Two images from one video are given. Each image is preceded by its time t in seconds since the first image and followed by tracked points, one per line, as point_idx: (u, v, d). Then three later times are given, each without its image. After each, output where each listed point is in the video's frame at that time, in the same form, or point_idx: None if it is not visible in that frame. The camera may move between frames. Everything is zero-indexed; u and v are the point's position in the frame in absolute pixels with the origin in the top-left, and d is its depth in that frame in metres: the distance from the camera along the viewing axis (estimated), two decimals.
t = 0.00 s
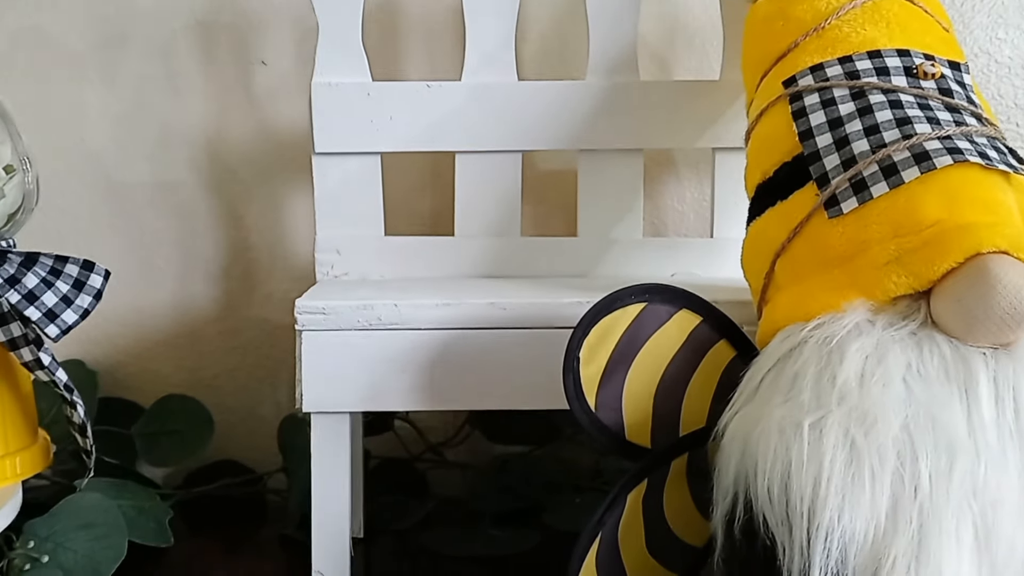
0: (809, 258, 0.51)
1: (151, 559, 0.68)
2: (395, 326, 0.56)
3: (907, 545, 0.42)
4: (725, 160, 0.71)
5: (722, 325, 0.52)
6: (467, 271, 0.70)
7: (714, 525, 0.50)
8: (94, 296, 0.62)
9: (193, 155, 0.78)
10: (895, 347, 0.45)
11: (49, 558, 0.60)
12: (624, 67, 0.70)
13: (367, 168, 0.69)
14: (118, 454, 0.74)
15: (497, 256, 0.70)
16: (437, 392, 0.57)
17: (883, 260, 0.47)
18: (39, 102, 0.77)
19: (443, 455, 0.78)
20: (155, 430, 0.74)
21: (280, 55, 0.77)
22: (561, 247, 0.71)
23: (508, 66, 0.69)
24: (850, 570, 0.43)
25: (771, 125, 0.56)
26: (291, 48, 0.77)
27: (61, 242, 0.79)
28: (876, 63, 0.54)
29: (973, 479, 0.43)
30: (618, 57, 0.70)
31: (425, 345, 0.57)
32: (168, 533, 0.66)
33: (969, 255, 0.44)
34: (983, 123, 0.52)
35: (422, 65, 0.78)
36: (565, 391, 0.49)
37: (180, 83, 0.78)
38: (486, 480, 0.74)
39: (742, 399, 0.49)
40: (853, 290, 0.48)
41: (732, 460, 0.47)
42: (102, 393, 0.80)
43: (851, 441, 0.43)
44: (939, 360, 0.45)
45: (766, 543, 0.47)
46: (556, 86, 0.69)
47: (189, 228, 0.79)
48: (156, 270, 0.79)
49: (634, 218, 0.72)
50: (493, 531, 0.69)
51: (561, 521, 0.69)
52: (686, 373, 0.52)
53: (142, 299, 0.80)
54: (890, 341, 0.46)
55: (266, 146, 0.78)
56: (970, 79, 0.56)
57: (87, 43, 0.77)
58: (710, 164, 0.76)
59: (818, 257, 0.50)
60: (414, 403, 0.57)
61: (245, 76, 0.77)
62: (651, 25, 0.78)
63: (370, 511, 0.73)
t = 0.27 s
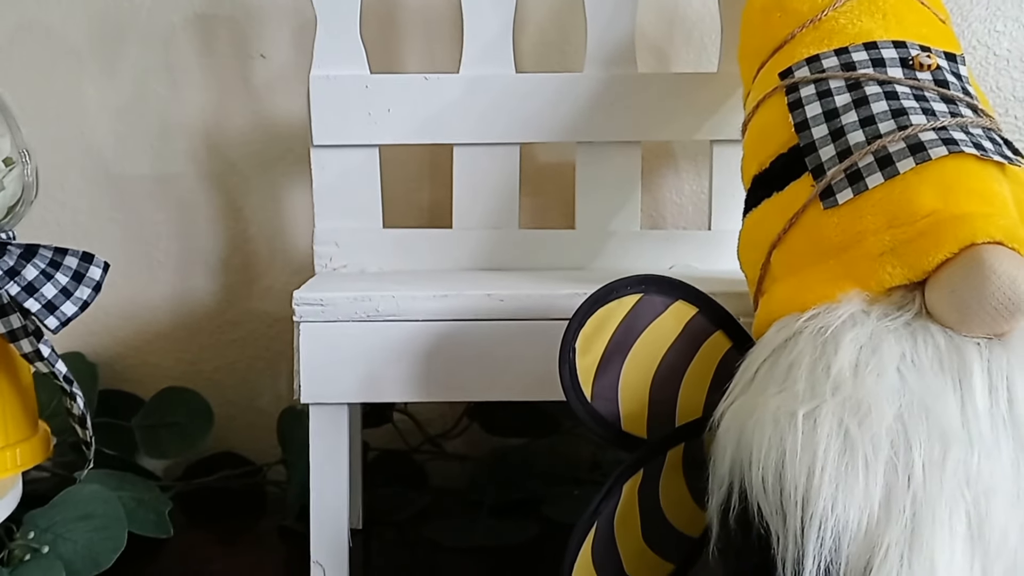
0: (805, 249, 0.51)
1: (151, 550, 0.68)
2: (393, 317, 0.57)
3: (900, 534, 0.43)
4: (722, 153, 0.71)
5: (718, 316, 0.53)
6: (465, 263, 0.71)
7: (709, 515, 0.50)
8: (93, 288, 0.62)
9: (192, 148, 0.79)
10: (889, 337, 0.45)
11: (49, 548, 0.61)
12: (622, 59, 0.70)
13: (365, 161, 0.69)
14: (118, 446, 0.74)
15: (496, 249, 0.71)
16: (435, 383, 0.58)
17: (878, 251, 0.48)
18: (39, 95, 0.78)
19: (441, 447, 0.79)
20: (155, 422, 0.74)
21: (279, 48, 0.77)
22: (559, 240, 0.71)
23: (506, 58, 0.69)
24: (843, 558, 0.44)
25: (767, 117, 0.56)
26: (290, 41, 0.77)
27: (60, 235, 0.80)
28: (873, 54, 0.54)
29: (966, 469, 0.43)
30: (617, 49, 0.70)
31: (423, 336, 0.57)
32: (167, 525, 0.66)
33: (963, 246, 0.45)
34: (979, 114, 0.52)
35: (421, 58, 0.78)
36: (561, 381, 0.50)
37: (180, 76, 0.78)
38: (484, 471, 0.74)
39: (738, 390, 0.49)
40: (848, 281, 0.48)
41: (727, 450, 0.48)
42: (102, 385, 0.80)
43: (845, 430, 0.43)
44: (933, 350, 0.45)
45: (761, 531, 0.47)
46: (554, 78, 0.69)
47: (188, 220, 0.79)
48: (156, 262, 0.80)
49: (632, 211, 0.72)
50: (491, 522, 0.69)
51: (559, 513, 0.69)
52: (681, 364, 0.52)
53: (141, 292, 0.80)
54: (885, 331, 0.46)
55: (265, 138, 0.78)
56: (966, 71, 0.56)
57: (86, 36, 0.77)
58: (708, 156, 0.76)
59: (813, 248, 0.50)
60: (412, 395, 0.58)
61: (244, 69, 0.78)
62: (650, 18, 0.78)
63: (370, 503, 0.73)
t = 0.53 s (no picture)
0: (797, 235, 0.51)
1: (148, 537, 0.69)
2: (386, 304, 0.57)
3: (888, 516, 0.43)
4: (718, 141, 0.71)
5: (710, 302, 0.53)
6: (461, 252, 0.71)
7: (700, 500, 0.50)
8: (89, 277, 0.62)
9: (189, 138, 0.79)
10: (880, 322, 0.46)
11: (47, 535, 0.61)
12: (617, 48, 0.70)
13: (361, 150, 0.69)
14: (115, 434, 0.74)
15: (492, 238, 0.71)
16: (428, 371, 0.58)
17: (870, 237, 0.48)
18: (36, 85, 0.78)
19: (438, 435, 0.79)
20: (153, 411, 0.74)
21: (276, 38, 0.77)
22: (555, 229, 0.71)
23: (501, 47, 0.69)
24: (832, 541, 0.44)
25: (761, 104, 0.56)
26: (287, 31, 0.77)
27: (58, 225, 0.80)
28: (866, 41, 0.54)
29: (956, 452, 0.43)
30: (612, 38, 0.70)
31: (417, 324, 0.57)
32: (164, 512, 0.66)
33: (954, 231, 0.45)
34: (972, 100, 0.52)
35: (418, 47, 0.78)
36: (554, 366, 0.50)
37: (177, 66, 0.78)
38: (481, 459, 0.75)
39: (729, 375, 0.49)
40: (840, 266, 0.48)
41: (718, 435, 0.48)
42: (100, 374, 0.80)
43: (834, 413, 0.44)
44: (924, 334, 0.45)
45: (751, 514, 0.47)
46: (549, 67, 0.69)
47: (185, 210, 0.80)
48: (153, 252, 0.80)
49: (628, 200, 0.72)
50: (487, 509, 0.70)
51: (554, 500, 0.69)
52: (674, 350, 0.52)
53: (139, 282, 0.80)
54: (875, 316, 0.46)
55: (262, 128, 0.79)
56: (960, 58, 0.56)
57: (84, 26, 0.77)
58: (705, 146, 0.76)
59: (805, 234, 0.50)
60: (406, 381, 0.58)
61: (241, 59, 0.78)
62: (647, 7, 0.78)
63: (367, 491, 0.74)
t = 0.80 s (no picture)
0: (785, 214, 0.51)
1: (144, 517, 0.69)
2: (378, 285, 0.57)
3: (872, 490, 0.43)
4: (711, 126, 0.71)
5: (699, 281, 0.53)
6: (454, 235, 0.71)
7: (688, 476, 0.51)
8: (85, 258, 0.63)
9: (186, 123, 0.79)
10: (866, 299, 0.46)
11: (42, 514, 0.61)
12: (611, 33, 0.70)
13: (355, 133, 0.70)
14: (111, 416, 0.75)
15: (486, 222, 0.71)
16: (420, 350, 0.58)
17: (857, 215, 0.48)
18: (34, 70, 0.78)
19: (433, 418, 0.79)
20: (149, 392, 0.75)
21: (272, 23, 0.78)
22: (549, 213, 0.71)
23: (496, 31, 0.70)
24: (816, 514, 0.44)
25: (751, 85, 0.57)
26: (283, 16, 0.78)
27: (56, 209, 0.81)
28: (856, 22, 0.54)
29: (939, 427, 0.43)
30: (606, 22, 0.70)
31: (409, 304, 0.58)
32: (159, 492, 0.67)
33: (941, 210, 0.45)
34: (961, 81, 0.52)
35: (413, 32, 0.78)
36: (542, 344, 0.50)
37: (174, 51, 0.78)
38: (475, 440, 0.76)
39: (718, 353, 0.50)
40: (827, 245, 0.49)
41: (705, 411, 0.48)
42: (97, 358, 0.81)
43: (819, 388, 0.44)
44: (910, 311, 0.45)
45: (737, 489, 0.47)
46: (543, 51, 0.69)
47: (182, 195, 0.80)
48: (150, 236, 0.80)
49: (622, 185, 0.72)
50: (481, 491, 0.70)
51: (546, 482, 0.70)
52: (663, 329, 0.52)
53: (136, 266, 0.81)
54: (862, 293, 0.46)
55: (259, 113, 0.79)
56: (950, 39, 0.56)
57: (81, 11, 0.78)
58: (699, 130, 0.77)
59: (793, 213, 0.51)
60: (398, 360, 0.58)
61: (237, 44, 0.78)
62: None
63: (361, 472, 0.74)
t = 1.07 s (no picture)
0: (792, 176, 0.49)
1: (136, 493, 0.68)
2: (373, 253, 0.56)
3: (880, 455, 0.41)
4: (716, 95, 0.70)
5: (703, 246, 0.51)
6: (453, 206, 0.70)
7: (690, 445, 0.49)
8: (75, 226, 0.61)
9: (181, 94, 0.78)
10: (875, 261, 0.44)
11: (30, 487, 0.60)
12: None
13: (351, 102, 0.68)
14: (105, 391, 0.74)
15: (485, 193, 0.70)
16: (416, 319, 0.57)
17: (866, 175, 0.46)
18: (27, 39, 0.77)
19: (431, 395, 0.78)
20: (143, 367, 0.73)
21: None
22: (550, 184, 0.70)
23: None
24: (823, 481, 0.43)
25: (757, 46, 0.55)
26: None
27: (49, 181, 0.79)
28: None
29: (951, 390, 0.42)
30: None
31: (405, 273, 0.56)
32: (152, 468, 0.66)
33: (953, 168, 0.43)
34: (972, 40, 0.50)
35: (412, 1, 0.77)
36: (540, 309, 0.49)
37: (169, 20, 0.77)
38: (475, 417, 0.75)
39: (721, 318, 0.48)
40: (835, 206, 0.47)
41: (708, 377, 0.47)
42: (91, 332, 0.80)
43: (826, 350, 0.42)
44: (921, 273, 0.44)
45: (741, 456, 0.46)
46: (544, 17, 0.67)
47: (177, 168, 0.79)
48: (145, 210, 0.79)
49: (625, 156, 0.71)
50: (479, 468, 0.69)
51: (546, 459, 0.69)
52: (665, 295, 0.51)
53: (130, 240, 0.80)
54: (871, 254, 0.44)
55: (255, 84, 0.78)
56: None
57: None
58: (704, 101, 0.75)
59: (800, 175, 0.49)
60: (394, 330, 0.57)
61: (233, 13, 0.77)
62: None
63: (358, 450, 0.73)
